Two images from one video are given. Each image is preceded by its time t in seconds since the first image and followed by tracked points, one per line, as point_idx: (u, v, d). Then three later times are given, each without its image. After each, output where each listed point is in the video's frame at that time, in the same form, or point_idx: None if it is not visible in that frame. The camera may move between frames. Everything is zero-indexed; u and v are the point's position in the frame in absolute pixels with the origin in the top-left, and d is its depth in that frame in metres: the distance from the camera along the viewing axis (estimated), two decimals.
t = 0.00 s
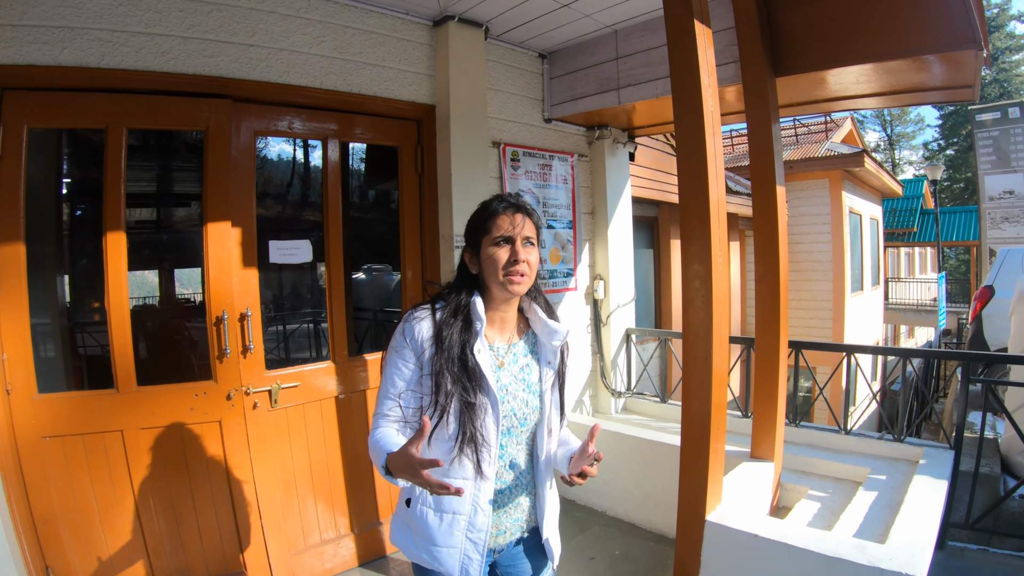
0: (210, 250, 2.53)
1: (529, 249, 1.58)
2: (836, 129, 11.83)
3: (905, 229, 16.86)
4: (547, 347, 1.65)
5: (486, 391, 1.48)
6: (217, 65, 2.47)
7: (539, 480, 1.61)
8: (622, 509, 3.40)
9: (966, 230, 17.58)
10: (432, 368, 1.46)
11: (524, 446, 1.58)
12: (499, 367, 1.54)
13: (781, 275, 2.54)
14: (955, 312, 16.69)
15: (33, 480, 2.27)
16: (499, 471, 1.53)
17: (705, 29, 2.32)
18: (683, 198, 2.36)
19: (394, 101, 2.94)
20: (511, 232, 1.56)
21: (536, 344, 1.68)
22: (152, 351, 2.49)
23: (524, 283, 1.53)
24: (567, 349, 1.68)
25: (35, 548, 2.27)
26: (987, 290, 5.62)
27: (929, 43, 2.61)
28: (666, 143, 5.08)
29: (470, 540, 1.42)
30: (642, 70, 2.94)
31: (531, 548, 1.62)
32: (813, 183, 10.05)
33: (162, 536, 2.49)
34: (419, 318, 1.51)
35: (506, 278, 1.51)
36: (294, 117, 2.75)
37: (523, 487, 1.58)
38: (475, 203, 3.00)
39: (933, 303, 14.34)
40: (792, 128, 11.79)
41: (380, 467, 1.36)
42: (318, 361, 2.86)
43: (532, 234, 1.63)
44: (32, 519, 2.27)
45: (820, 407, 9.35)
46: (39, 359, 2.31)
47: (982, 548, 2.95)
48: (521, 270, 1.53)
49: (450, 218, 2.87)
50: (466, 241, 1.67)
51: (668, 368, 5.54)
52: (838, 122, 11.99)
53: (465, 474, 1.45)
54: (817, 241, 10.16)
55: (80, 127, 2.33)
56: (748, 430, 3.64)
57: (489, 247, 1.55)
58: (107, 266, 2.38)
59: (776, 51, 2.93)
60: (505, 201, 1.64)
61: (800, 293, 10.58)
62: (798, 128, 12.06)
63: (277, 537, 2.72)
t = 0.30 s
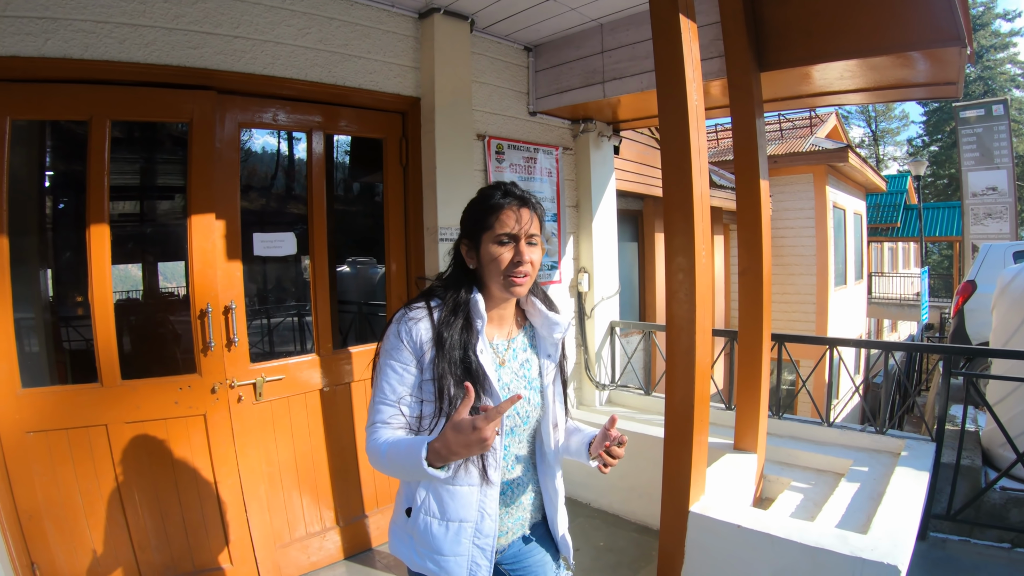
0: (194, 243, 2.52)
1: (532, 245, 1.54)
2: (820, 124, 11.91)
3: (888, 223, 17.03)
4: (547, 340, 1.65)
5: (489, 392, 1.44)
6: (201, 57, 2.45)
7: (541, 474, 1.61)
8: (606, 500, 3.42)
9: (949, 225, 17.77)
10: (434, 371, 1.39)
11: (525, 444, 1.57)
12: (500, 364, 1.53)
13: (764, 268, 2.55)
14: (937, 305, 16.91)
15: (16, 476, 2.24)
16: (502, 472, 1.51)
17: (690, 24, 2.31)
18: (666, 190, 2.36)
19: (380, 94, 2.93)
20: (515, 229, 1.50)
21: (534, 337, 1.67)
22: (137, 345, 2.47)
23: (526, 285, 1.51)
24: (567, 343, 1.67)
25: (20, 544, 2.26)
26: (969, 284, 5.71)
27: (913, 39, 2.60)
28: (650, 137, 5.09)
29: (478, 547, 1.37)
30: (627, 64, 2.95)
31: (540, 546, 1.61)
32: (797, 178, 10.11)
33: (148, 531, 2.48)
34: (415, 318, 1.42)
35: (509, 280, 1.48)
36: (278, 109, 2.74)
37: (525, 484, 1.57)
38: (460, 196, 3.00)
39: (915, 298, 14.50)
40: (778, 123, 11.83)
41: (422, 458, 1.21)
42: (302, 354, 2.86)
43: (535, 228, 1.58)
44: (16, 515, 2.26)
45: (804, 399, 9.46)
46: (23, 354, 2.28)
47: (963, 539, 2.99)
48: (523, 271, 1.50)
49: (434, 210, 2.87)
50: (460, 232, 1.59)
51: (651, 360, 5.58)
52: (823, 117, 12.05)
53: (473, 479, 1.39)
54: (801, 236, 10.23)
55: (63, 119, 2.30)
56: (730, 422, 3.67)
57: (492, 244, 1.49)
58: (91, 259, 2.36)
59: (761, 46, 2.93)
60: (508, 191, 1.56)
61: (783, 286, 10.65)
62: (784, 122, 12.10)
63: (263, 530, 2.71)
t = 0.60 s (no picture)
0: (170, 234, 2.49)
1: (542, 239, 1.46)
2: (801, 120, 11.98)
3: (866, 219, 17.19)
4: (573, 337, 1.58)
5: (509, 389, 1.37)
6: (179, 47, 2.41)
7: (563, 476, 1.55)
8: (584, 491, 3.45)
9: (927, 222, 18.02)
10: (453, 366, 1.31)
11: (545, 444, 1.50)
12: (521, 362, 1.43)
13: (741, 262, 2.55)
14: (914, 301, 17.17)
15: None
16: (520, 473, 1.44)
17: (669, 17, 2.29)
18: (644, 181, 2.35)
19: (359, 84, 2.92)
20: (520, 222, 1.43)
21: (559, 335, 1.60)
22: (115, 337, 2.44)
23: (532, 283, 1.42)
24: (593, 340, 1.60)
25: None
26: (946, 280, 5.76)
27: (894, 35, 2.60)
28: (630, 130, 5.11)
29: (490, 549, 1.30)
30: (606, 57, 2.96)
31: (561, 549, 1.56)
32: (776, 173, 10.15)
33: (126, 525, 2.45)
34: (434, 309, 1.33)
35: (513, 280, 1.41)
36: (257, 99, 2.72)
37: (545, 487, 1.50)
38: (439, 188, 3.00)
39: (892, 292, 14.71)
40: (759, 119, 11.88)
41: (450, 469, 1.13)
42: (279, 346, 2.83)
43: (550, 221, 1.49)
44: None
45: (781, 393, 9.57)
46: None
47: (939, 531, 3.01)
48: (529, 268, 1.41)
49: (412, 200, 2.88)
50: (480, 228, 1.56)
51: (628, 353, 5.62)
52: (803, 113, 12.13)
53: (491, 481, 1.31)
54: (780, 230, 10.31)
55: (41, 108, 2.26)
56: (707, 414, 3.69)
57: (498, 239, 1.44)
58: (67, 251, 2.32)
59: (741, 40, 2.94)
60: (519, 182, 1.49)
61: (762, 280, 10.75)
62: (765, 117, 12.15)
63: (240, 523, 2.70)
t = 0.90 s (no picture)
0: (145, 227, 2.45)
1: (579, 221, 1.48)
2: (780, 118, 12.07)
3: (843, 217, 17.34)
4: (612, 329, 1.57)
5: (545, 377, 1.36)
6: (155, 38, 2.39)
7: (602, 471, 1.54)
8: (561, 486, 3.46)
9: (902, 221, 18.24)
10: (489, 352, 1.31)
11: (582, 439, 1.49)
12: (559, 351, 1.43)
13: (716, 258, 2.54)
14: (890, 298, 17.42)
15: None
16: (557, 466, 1.43)
17: (647, 12, 2.26)
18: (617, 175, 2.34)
19: (336, 78, 2.91)
20: (555, 203, 1.46)
21: (599, 327, 1.59)
22: (91, 331, 2.40)
23: (569, 263, 1.44)
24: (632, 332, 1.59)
25: None
26: (921, 276, 5.86)
27: (872, 34, 2.58)
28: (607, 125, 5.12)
29: (525, 540, 1.30)
30: (584, 52, 2.97)
31: (596, 548, 1.55)
32: (754, 169, 10.21)
33: (101, 520, 2.42)
34: (470, 295, 1.34)
35: (551, 260, 1.43)
36: (234, 92, 2.68)
37: (581, 482, 1.49)
38: (415, 182, 3.01)
39: (867, 289, 14.86)
40: (738, 116, 11.93)
41: (474, 455, 1.15)
42: (254, 339, 2.81)
43: (586, 203, 1.52)
44: None
45: (758, 388, 9.66)
46: None
47: (912, 524, 3.05)
48: (566, 248, 1.44)
49: (388, 194, 2.88)
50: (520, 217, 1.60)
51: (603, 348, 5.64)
52: (781, 111, 12.21)
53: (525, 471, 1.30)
54: (757, 226, 10.39)
55: (15, 99, 2.21)
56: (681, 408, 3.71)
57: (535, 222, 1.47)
58: (41, 244, 2.27)
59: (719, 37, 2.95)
60: (555, 167, 1.53)
61: (739, 276, 10.82)
62: (743, 114, 12.19)
63: (216, 517, 2.68)
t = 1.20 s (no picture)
0: (124, 223, 2.44)
1: (597, 219, 1.46)
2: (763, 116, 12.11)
3: (827, 215, 17.40)
4: (625, 326, 1.57)
5: (559, 369, 1.37)
6: (135, 35, 2.38)
7: (610, 469, 1.54)
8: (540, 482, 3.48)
9: (885, 219, 18.38)
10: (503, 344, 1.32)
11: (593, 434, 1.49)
12: (571, 346, 1.45)
13: (693, 256, 2.55)
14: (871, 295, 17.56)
15: None
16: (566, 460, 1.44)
17: (623, 13, 2.27)
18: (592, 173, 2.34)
19: (315, 74, 2.92)
20: (573, 200, 1.44)
21: (613, 323, 1.60)
22: (71, 328, 2.39)
23: (587, 260, 1.42)
24: (646, 331, 1.58)
25: None
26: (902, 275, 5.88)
27: (850, 34, 2.59)
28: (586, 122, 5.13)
29: (532, 531, 1.31)
30: (564, 51, 2.99)
31: (597, 547, 1.55)
32: (737, 167, 10.22)
33: (83, 517, 2.42)
34: (487, 287, 1.36)
35: (570, 256, 1.42)
36: (216, 88, 2.68)
37: (588, 478, 1.49)
38: (394, 180, 3.02)
39: (848, 287, 14.99)
40: (721, 114, 11.95)
41: (485, 447, 1.17)
42: (231, 337, 2.79)
43: (604, 200, 1.49)
44: None
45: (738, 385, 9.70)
46: None
47: (889, 520, 3.08)
48: (585, 245, 1.42)
49: (367, 191, 2.89)
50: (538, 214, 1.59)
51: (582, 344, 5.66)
52: (764, 109, 12.26)
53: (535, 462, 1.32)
54: (739, 224, 10.41)
55: None
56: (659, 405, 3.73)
57: (553, 219, 1.46)
58: (21, 240, 2.26)
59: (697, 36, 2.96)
60: (573, 164, 1.51)
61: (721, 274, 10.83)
62: (726, 112, 12.21)
63: (195, 514, 2.68)
